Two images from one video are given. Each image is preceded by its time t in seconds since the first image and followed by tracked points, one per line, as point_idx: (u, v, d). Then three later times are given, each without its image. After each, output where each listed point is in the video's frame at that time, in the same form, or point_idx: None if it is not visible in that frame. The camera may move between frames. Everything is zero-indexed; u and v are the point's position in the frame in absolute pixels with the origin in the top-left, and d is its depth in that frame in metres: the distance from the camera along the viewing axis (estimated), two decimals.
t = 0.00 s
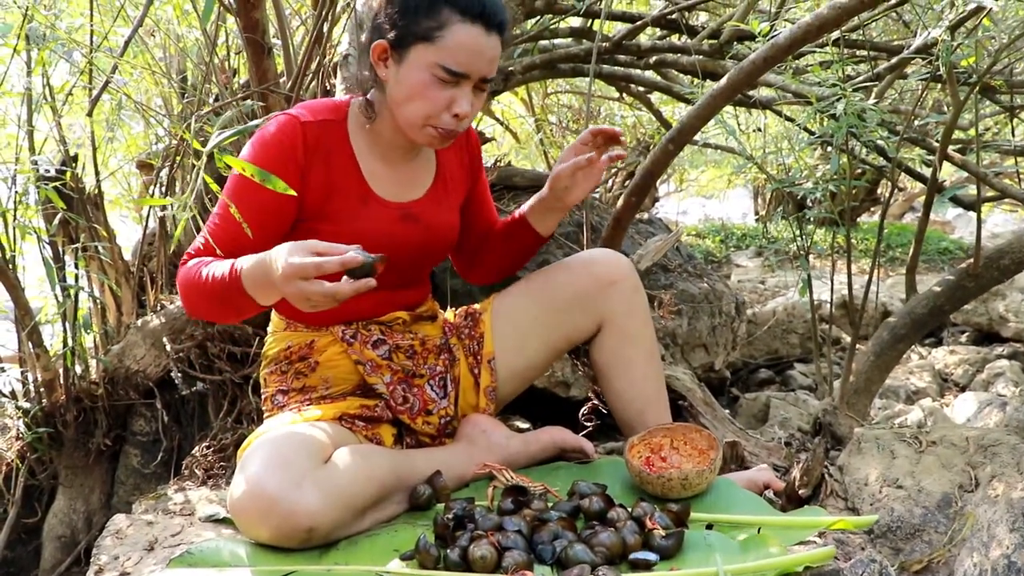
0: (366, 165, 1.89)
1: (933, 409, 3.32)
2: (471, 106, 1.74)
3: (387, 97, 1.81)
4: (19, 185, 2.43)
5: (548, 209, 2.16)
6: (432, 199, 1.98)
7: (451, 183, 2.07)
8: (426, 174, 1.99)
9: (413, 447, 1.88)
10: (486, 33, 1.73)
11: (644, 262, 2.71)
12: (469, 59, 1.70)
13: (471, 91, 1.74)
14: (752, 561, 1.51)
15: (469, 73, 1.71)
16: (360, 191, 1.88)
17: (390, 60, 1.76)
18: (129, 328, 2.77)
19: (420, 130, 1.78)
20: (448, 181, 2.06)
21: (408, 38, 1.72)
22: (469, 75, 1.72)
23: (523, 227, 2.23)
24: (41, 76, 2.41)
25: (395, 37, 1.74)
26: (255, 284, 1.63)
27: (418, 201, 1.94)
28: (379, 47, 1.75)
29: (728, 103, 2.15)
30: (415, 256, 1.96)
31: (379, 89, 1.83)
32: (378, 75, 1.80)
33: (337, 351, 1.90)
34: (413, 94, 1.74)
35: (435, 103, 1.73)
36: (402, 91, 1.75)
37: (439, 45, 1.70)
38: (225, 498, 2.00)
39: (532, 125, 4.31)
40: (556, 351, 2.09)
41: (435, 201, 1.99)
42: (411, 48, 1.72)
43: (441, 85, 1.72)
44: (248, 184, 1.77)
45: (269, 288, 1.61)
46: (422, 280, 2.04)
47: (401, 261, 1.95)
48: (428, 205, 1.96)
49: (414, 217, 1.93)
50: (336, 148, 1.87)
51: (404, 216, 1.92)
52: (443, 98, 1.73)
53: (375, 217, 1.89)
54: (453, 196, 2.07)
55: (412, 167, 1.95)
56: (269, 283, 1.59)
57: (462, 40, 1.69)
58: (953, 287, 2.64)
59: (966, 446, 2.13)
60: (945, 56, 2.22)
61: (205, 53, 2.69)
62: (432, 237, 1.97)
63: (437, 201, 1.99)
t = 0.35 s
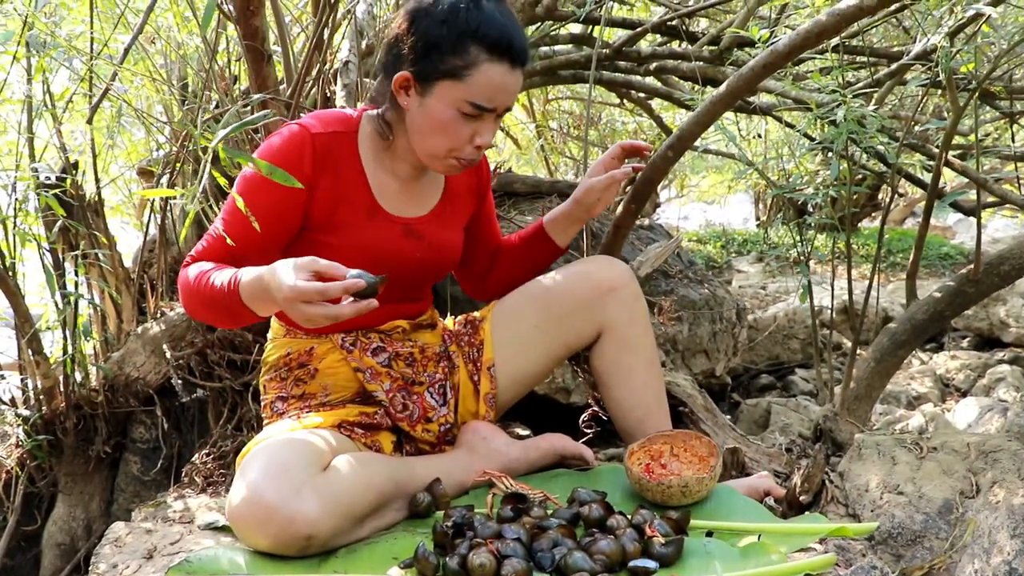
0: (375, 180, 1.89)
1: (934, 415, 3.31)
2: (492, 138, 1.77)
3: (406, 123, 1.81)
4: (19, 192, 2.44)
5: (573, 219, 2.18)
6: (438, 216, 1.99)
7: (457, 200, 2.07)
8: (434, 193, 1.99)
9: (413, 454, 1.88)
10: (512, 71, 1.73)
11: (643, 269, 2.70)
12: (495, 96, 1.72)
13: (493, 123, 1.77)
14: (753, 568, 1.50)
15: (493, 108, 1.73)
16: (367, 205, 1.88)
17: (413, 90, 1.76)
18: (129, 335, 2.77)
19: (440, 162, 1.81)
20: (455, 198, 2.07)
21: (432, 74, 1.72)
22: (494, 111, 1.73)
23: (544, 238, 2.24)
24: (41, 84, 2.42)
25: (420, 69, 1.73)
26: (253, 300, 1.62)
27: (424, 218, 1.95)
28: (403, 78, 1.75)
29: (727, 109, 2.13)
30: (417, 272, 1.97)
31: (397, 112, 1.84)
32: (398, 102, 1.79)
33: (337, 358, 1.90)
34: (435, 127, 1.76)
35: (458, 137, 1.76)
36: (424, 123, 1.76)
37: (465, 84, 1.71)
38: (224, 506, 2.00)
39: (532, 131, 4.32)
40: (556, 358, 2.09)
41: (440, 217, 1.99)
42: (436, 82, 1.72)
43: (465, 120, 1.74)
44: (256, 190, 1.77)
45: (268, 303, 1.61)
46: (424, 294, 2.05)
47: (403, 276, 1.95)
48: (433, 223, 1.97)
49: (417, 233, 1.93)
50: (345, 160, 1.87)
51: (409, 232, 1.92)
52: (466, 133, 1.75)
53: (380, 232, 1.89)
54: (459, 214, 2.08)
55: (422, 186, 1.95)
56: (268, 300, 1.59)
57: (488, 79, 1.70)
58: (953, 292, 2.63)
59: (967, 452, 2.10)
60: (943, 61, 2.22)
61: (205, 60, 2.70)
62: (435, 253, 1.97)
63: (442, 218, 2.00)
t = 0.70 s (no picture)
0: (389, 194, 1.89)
1: (928, 415, 3.32)
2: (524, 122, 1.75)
3: (433, 122, 1.80)
4: (11, 193, 2.42)
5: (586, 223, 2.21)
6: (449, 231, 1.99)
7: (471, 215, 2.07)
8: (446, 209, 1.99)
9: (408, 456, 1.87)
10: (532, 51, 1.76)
11: (638, 270, 2.71)
12: (522, 75, 1.73)
13: (522, 107, 1.75)
14: (745, 569, 1.50)
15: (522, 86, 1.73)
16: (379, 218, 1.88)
17: (438, 84, 1.76)
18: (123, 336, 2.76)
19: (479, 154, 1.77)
20: (468, 212, 2.06)
21: (457, 60, 1.73)
22: (523, 90, 1.73)
23: (557, 243, 2.27)
24: (33, 84, 2.41)
25: (443, 59, 1.74)
26: (284, 305, 1.62)
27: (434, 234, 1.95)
28: (428, 72, 1.75)
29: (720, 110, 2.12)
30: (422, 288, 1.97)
31: (422, 114, 1.84)
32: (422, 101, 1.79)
33: (336, 363, 1.90)
34: (466, 115, 1.74)
35: (490, 122, 1.73)
36: (454, 114, 1.75)
37: (489, 63, 1.71)
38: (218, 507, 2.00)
39: (528, 132, 4.32)
40: (553, 359, 2.09)
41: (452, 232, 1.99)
42: (463, 67, 1.73)
43: (496, 102, 1.72)
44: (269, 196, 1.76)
45: (295, 304, 1.60)
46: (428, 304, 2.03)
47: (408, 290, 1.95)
48: (444, 238, 1.97)
49: (428, 249, 1.94)
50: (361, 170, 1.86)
51: (420, 248, 1.92)
52: (497, 117, 1.73)
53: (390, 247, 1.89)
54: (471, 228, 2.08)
55: (439, 199, 1.96)
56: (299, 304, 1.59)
57: (512, 55, 1.72)
58: (947, 293, 2.63)
59: (961, 452, 2.11)
60: (937, 62, 2.22)
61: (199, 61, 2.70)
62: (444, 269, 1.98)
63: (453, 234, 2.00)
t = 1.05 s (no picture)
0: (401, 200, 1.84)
1: (925, 415, 3.32)
2: (503, 88, 1.72)
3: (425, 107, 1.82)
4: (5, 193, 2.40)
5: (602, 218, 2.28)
6: (457, 240, 1.96)
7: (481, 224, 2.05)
8: (455, 218, 1.95)
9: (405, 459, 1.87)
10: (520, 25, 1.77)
11: (635, 270, 2.70)
12: (503, 41, 1.73)
13: (503, 75, 1.73)
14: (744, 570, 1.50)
15: (502, 50, 1.73)
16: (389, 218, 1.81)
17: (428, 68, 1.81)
18: (118, 337, 2.75)
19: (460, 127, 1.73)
20: (478, 220, 2.04)
21: (443, 38, 1.78)
22: (502, 55, 1.72)
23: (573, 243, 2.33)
24: (26, 83, 2.39)
25: (433, 43, 1.80)
26: (320, 198, 1.48)
27: (444, 242, 1.91)
28: (418, 56, 1.81)
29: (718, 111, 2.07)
30: (424, 295, 1.93)
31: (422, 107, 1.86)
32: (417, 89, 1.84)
33: (335, 366, 1.89)
34: (445, 84, 1.74)
35: (466, 88, 1.72)
36: (437, 87, 1.76)
37: (471, 33, 1.74)
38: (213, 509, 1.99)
39: (524, 131, 4.31)
40: (552, 360, 2.09)
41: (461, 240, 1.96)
42: (444, 42, 1.77)
43: (472, 69, 1.72)
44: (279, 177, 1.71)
45: (338, 202, 1.48)
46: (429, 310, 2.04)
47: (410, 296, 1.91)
48: (453, 247, 1.94)
49: (438, 256, 1.88)
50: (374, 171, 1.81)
51: (429, 256, 1.87)
52: (473, 84, 1.72)
53: (398, 251, 1.83)
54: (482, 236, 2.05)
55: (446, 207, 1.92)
56: (343, 200, 1.47)
57: (496, 25, 1.74)
58: (945, 293, 2.63)
59: (959, 452, 2.10)
60: (936, 62, 2.21)
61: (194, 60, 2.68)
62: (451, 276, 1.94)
63: (462, 243, 1.96)
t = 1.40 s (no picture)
0: (413, 191, 1.80)
1: (924, 417, 3.30)
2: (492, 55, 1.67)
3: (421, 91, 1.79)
4: None
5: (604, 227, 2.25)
6: (466, 236, 1.91)
7: (492, 222, 2.00)
8: (464, 213, 1.91)
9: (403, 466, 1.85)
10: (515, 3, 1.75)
11: (635, 271, 2.68)
12: (494, 12, 1.71)
13: (494, 44, 1.70)
14: None
15: (491, 21, 1.70)
16: (397, 206, 1.77)
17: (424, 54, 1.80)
18: (113, 338, 2.74)
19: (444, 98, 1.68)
20: (489, 218, 1.99)
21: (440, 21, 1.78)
22: (491, 23, 1.69)
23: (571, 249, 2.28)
24: (20, 83, 2.37)
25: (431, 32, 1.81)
26: (327, 75, 1.51)
27: (453, 238, 1.87)
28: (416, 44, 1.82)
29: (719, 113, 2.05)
30: (430, 292, 1.88)
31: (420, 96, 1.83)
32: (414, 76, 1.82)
33: (336, 375, 1.88)
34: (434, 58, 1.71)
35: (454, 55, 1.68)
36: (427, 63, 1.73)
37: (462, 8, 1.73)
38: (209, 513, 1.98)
39: (521, 132, 4.30)
40: (555, 368, 2.07)
41: (470, 237, 1.91)
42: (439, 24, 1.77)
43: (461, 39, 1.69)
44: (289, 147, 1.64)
45: (348, 84, 1.51)
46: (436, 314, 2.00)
47: (415, 290, 1.85)
48: (462, 244, 1.89)
49: (446, 251, 1.85)
50: (389, 157, 1.76)
51: (438, 251, 1.83)
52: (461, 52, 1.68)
53: (405, 240, 1.79)
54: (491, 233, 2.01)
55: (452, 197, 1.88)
56: (352, 81, 1.50)
57: None
58: (945, 295, 2.62)
59: (959, 455, 2.09)
60: (936, 62, 2.20)
61: (190, 60, 2.67)
62: (459, 274, 1.90)
63: (471, 240, 1.92)
